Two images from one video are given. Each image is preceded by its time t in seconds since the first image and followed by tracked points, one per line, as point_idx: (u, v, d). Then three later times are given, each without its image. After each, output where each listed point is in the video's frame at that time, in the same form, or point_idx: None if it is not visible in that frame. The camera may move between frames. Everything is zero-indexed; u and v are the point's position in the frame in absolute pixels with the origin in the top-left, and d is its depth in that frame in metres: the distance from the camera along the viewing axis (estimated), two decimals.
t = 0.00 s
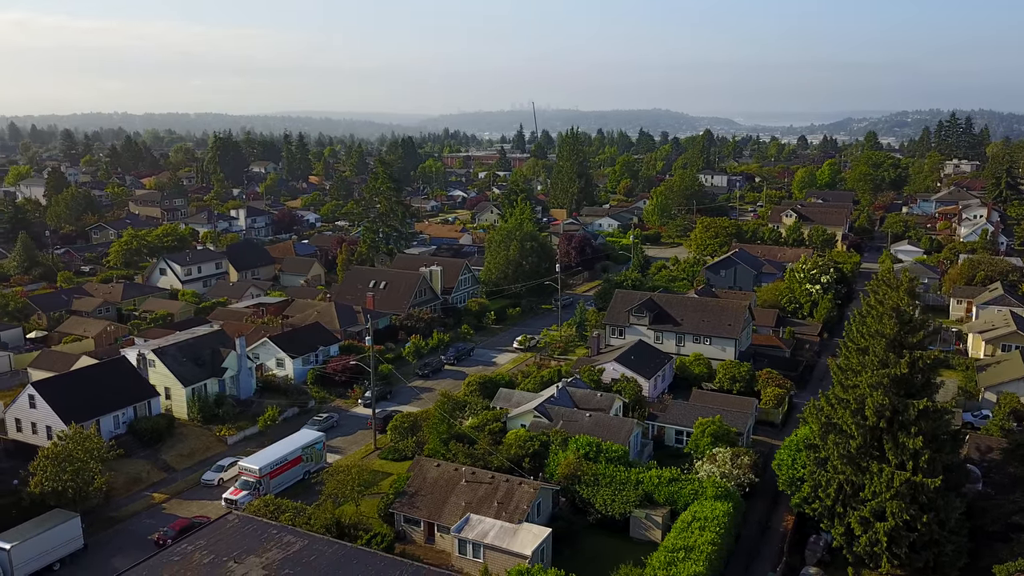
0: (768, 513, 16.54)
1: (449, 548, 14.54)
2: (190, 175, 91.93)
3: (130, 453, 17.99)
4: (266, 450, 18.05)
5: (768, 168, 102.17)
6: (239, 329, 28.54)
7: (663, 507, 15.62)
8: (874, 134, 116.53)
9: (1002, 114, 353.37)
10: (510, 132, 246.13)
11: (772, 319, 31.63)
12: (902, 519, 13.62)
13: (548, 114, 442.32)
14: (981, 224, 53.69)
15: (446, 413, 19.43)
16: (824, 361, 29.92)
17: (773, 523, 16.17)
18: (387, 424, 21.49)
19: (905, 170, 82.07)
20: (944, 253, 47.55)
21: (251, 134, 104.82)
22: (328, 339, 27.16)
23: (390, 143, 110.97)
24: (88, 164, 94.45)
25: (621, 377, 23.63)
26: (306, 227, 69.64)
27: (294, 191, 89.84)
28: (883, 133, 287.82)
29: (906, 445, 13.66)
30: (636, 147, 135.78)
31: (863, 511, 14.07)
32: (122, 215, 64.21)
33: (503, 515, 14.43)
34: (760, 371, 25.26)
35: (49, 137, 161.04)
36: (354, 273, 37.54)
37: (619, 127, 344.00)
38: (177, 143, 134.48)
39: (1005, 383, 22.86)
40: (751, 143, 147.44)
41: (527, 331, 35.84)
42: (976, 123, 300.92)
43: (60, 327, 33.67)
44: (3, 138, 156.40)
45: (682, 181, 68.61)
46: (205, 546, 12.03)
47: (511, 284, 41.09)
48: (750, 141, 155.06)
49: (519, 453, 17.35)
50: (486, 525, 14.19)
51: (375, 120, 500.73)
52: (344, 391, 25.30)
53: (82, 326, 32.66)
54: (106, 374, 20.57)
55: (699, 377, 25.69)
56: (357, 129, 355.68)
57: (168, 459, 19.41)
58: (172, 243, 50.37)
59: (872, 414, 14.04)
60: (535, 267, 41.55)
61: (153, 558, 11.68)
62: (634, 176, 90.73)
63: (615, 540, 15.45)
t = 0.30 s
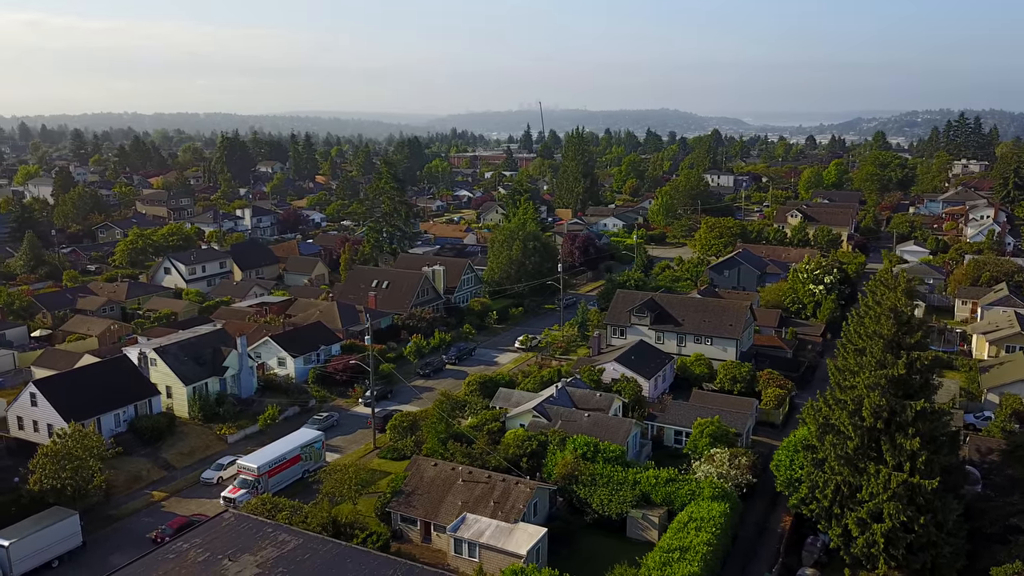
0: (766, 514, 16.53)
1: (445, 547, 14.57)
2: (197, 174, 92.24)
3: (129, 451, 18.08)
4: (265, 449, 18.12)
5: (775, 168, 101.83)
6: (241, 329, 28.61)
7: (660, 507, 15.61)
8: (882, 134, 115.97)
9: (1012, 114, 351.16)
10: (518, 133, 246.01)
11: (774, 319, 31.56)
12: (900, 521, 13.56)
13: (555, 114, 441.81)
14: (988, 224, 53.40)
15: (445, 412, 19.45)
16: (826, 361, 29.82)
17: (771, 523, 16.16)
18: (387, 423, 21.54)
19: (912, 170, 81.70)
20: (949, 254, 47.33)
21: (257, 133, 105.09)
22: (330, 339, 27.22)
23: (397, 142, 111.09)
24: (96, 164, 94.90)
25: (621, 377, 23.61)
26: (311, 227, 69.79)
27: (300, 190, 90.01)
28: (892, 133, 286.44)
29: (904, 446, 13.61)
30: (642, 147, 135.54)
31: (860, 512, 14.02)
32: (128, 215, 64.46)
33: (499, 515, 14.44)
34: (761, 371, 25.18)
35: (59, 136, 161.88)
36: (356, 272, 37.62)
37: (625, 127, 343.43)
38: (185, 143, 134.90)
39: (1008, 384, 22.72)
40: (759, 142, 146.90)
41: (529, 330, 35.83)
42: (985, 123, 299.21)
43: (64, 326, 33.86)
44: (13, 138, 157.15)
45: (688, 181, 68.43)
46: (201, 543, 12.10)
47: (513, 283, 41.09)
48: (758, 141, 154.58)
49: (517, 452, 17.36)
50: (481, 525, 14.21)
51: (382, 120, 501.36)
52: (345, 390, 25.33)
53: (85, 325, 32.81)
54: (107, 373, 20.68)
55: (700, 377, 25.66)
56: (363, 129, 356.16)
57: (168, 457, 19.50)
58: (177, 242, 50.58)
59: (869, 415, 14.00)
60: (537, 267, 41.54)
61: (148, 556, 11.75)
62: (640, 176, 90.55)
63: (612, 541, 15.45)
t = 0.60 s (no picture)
0: (764, 515, 16.50)
1: (441, 546, 14.59)
2: (204, 173, 92.55)
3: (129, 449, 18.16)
4: (264, 448, 18.17)
5: (782, 168, 101.47)
6: (244, 328, 28.70)
7: (657, 507, 15.59)
8: (890, 133, 115.38)
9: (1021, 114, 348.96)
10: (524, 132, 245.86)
11: (777, 320, 31.45)
12: (897, 522, 13.51)
13: (562, 113, 441.17)
14: (995, 225, 53.08)
15: (443, 412, 19.46)
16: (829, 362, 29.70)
17: (768, 524, 16.13)
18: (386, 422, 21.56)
19: (919, 169, 81.32)
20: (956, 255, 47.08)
21: (264, 133, 105.41)
22: (332, 338, 27.28)
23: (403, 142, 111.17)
24: (105, 163, 95.44)
25: (620, 377, 23.58)
26: (316, 226, 69.95)
27: (307, 190, 90.20)
28: (901, 133, 285.02)
29: (901, 447, 13.57)
30: (649, 147, 135.29)
31: (857, 513, 13.97)
32: (135, 214, 64.70)
33: (495, 514, 14.46)
34: (762, 372, 25.09)
35: (69, 136, 162.72)
36: (359, 272, 37.68)
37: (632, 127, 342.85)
38: (194, 143, 135.33)
39: (1012, 385, 22.58)
40: (767, 142, 146.39)
41: (532, 330, 35.83)
42: (994, 123, 297.37)
43: (69, 325, 34.05)
44: (24, 138, 158.10)
45: (694, 181, 68.22)
46: (197, 541, 12.15)
47: (516, 283, 41.09)
48: (766, 141, 154.11)
49: (515, 451, 17.35)
50: (477, 524, 14.21)
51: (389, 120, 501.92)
52: (346, 389, 25.36)
53: (89, 324, 32.98)
54: (109, 371, 20.77)
55: (700, 377, 25.61)
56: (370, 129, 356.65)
57: (168, 455, 19.59)
58: (183, 241, 50.80)
59: (866, 416, 13.95)
60: (540, 267, 41.53)
61: (144, 554, 11.82)
62: (646, 176, 90.35)
63: (609, 541, 15.45)
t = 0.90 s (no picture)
0: (762, 516, 16.46)
1: (437, 545, 14.61)
2: (211, 173, 92.90)
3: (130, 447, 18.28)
4: (263, 446, 18.23)
5: (790, 168, 101.09)
6: (246, 327, 28.80)
7: (654, 508, 15.57)
8: (899, 133, 114.77)
9: None
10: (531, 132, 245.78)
11: (779, 320, 31.33)
12: (894, 523, 13.46)
13: (569, 113, 440.62)
14: (1002, 225, 52.78)
15: (442, 411, 19.47)
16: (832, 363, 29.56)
17: (766, 525, 16.09)
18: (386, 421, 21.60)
19: (927, 170, 80.93)
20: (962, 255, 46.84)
21: (272, 133, 105.74)
22: (333, 337, 27.35)
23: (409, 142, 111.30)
24: (113, 163, 96.01)
25: (620, 377, 23.56)
26: (321, 226, 70.10)
27: (314, 189, 90.38)
28: (910, 133, 283.46)
29: (898, 448, 13.53)
30: (656, 147, 135.04)
31: (854, 514, 13.93)
32: (142, 213, 64.98)
33: (491, 514, 14.48)
34: (763, 372, 25.02)
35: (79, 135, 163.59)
36: (362, 271, 37.76)
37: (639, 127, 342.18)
38: (203, 142, 135.80)
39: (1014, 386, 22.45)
40: (775, 142, 145.74)
41: (534, 330, 35.83)
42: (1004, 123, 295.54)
43: (73, 323, 34.25)
44: (35, 138, 159.03)
45: (700, 181, 68.01)
46: (193, 539, 12.21)
47: (519, 283, 41.10)
48: (774, 141, 153.61)
49: (513, 451, 17.35)
50: (473, 523, 14.23)
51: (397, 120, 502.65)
52: (347, 388, 25.41)
53: (93, 323, 33.17)
54: (111, 369, 20.90)
55: (702, 377, 25.54)
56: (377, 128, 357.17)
57: (169, 453, 19.70)
58: (188, 241, 51.01)
59: (863, 417, 13.91)
60: (544, 267, 41.52)
61: (139, 551, 11.87)
62: (652, 176, 90.16)
63: (605, 541, 15.44)
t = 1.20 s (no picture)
0: (760, 516, 16.43)
1: (434, 544, 14.65)
2: (219, 172, 93.27)
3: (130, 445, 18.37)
4: (263, 445, 18.30)
5: (797, 168, 100.71)
6: (249, 326, 28.92)
7: (652, 508, 15.56)
8: (908, 133, 114.08)
9: None
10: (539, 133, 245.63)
11: (783, 321, 31.22)
12: (891, 524, 13.41)
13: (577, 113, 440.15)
14: (1010, 226, 52.44)
15: (442, 409, 19.50)
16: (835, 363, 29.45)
17: (764, 526, 16.07)
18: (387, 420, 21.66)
19: (935, 169, 80.53)
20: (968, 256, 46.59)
21: (279, 133, 106.03)
22: (336, 337, 27.43)
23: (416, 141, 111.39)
24: (122, 163, 96.51)
25: (621, 377, 23.54)
26: (327, 226, 70.29)
27: (321, 189, 90.57)
28: (919, 133, 281.79)
29: (896, 449, 13.48)
30: (663, 147, 134.72)
31: (851, 515, 13.88)
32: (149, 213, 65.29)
33: (487, 513, 14.50)
34: (765, 373, 24.94)
35: (88, 134, 164.46)
36: (365, 271, 37.82)
37: (646, 128, 341.54)
38: (211, 142, 136.20)
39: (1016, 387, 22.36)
40: (784, 142, 145.15)
41: (537, 330, 35.85)
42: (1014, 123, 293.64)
43: (78, 322, 34.44)
44: (46, 138, 160.00)
45: (706, 181, 67.82)
46: (189, 536, 12.26)
47: (522, 283, 41.10)
48: (782, 141, 153.10)
49: (512, 450, 17.35)
50: (470, 522, 14.24)
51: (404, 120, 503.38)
52: (348, 387, 25.45)
53: (98, 321, 33.34)
54: (113, 367, 21.02)
55: (703, 377, 25.49)
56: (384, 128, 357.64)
57: (169, 452, 19.79)
58: (194, 240, 51.22)
59: (861, 417, 13.86)
60: (547, 267, 41.49)
61: (136, 548, 11.93)
62: (659, 175, 89.99)
63: (602, 541, 15.43)
